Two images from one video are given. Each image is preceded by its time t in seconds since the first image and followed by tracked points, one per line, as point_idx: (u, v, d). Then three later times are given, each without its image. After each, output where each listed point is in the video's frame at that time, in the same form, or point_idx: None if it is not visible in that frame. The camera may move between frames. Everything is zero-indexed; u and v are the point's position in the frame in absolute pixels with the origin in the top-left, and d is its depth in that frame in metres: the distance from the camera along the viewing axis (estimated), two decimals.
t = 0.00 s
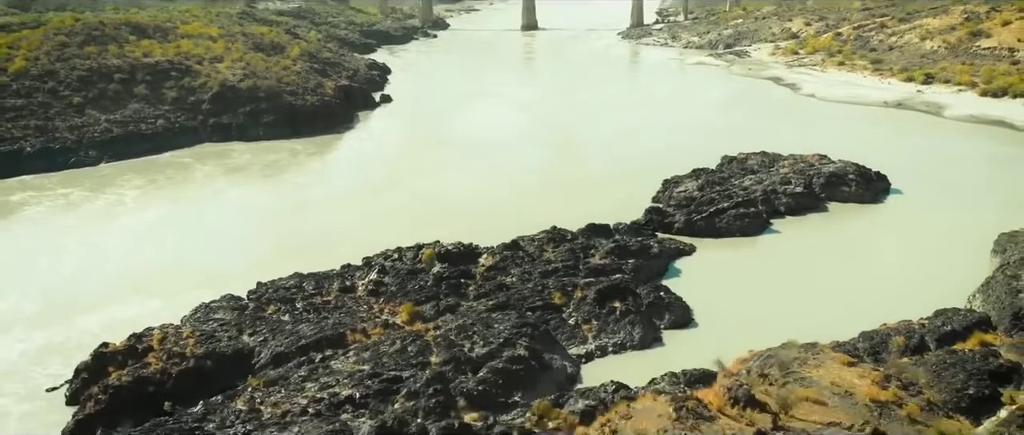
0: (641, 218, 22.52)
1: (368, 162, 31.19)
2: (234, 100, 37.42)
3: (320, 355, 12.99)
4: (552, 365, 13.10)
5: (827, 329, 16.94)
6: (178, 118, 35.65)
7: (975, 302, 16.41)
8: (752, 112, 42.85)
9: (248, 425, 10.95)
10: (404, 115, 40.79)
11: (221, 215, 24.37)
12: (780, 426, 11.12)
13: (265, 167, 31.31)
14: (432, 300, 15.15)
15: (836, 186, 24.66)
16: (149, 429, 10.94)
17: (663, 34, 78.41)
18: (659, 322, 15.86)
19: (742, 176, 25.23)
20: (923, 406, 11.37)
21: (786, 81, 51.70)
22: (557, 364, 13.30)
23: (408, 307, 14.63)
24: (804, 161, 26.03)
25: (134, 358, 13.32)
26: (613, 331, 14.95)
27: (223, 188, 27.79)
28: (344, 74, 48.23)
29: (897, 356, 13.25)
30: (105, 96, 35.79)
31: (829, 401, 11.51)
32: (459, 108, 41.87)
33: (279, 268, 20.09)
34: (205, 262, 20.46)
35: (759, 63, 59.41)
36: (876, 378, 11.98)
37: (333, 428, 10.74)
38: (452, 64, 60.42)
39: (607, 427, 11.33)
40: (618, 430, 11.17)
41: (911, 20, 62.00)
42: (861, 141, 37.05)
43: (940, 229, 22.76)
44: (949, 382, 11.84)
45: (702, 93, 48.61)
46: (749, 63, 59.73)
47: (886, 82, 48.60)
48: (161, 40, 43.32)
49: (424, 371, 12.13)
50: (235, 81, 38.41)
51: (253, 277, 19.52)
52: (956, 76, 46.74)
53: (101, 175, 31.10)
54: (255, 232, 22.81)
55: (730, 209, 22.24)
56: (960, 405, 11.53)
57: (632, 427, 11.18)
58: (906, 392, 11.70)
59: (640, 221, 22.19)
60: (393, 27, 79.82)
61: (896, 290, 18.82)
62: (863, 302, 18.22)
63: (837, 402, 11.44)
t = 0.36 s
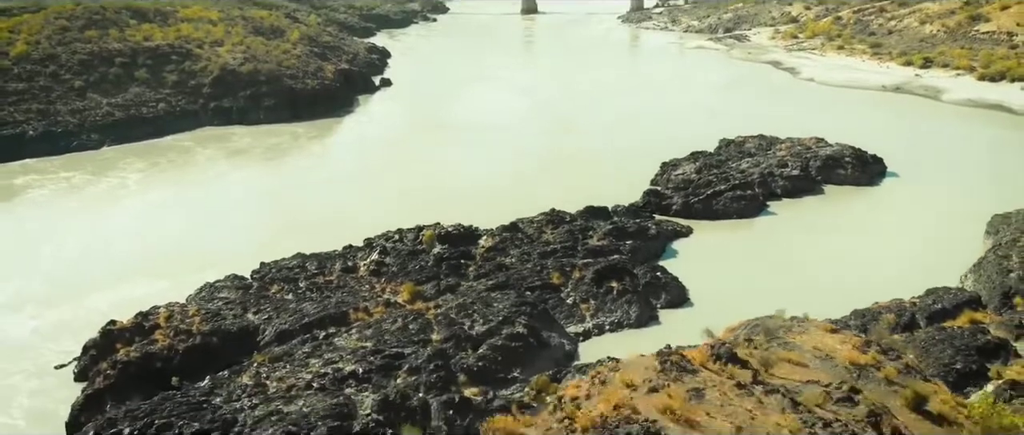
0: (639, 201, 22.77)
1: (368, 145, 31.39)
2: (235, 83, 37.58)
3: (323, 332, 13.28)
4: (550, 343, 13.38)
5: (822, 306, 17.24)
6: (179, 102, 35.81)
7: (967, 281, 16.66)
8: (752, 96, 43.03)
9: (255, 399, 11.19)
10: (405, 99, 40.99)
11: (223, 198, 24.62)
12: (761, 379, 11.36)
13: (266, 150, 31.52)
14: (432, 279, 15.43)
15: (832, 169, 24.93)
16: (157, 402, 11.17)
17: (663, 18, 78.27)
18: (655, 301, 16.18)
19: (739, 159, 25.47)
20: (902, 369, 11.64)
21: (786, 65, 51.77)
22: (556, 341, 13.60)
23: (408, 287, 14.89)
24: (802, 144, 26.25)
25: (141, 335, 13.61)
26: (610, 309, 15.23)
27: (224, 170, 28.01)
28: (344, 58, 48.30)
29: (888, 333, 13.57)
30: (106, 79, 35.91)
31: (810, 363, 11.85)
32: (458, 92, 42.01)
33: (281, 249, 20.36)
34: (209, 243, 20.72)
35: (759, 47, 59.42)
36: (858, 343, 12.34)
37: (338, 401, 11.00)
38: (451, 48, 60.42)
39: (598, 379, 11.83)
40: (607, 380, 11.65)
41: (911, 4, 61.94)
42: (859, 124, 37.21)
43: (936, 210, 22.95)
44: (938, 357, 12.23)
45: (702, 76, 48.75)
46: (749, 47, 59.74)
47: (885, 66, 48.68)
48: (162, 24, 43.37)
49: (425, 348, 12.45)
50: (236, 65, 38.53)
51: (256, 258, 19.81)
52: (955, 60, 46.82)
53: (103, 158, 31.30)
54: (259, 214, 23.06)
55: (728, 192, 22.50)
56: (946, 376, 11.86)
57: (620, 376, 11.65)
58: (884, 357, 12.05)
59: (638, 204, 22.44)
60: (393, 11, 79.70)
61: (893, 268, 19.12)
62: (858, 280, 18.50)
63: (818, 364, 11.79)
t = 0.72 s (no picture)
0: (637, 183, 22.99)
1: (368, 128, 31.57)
2: (235, 67, 37.72)
3: (326, 310, 13.53)
4: (548, 321, 13.63)
5: (816, 286, 17.55)
6: (181, 86, 35.94)
7: (960, 261, 16.93)
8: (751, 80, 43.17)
9: (260, 374, 11.45)
10: (405, 82, 41.15)
11: (226, 180, 24.87)
12: (744, 339, 12.34)
13: (267, 133, 31.72)
14: (433, 259, 15.68)
15: (829, 151, 25.17)
16: (165, 377, 11.38)
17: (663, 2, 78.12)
18: (652, 280, 16.49)
19: (737, 141, 25.69)
20: (880, 334, 12.59)
21: (785, 49, 51.83)
22: (554, 320, 13.84)
23: (408, 266, 15.13)
24: (799, 127, 26.46)
25: (148, 313, 13.87)
26: (608, 288, 15.48)
27: (226, 153, 28.21)
28: (344, 41, 48.37)
29: (881, 310, 13.91)
30: (108, 63, 35.98)
31: (793, 327, 12.92)
32: (457, 75, 42.11)
33: (284, 230, 20.61)
34: (214, 224, 20.99)
35: (758, 31, 59.41)
36: (839, 311, 13.40)
37: (341, 376, 11.23)
38: (451, 32, 60.38)
39: (589, 337, 12.91)
40: (598, 337, 12.72)
41: None
42: (857, 108, 37.36)
43: (933, 191, 23.14)
44: (927, 333, 12.60)
45: (702, 60, 48.84)
46: (749, 31, 59.71)
47: (884, 50, 48.74)
48: (162, 8, 43.36)
49: (426, 326, 12.72)
50: (236, 48, 38.63)
51: (259, 238, 20.11)
52: (954, 44, 46.89)
53: (105, 142, 31.46)
54: (261, 196, 23.30)
55: (725, 174, 22.74)
56: (932, 350, 12.27)
57: (610, 333, 12.71)
58: (865, 324, 13.03)
59: (637, 186, 22.66)
60: None
61: (888, 248, 19.44)
62: (854, 260, 18.83)
63: (801, 329, 12.87)
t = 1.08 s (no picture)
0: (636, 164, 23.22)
1: (368, 110, 31.75)
2: (236, 49, 37.84)
3: (330, 285, 13.83)
4: (547, 296, 13.94)
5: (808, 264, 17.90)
6: (182, 68, 36.06)
7: (951, 240, 17.22)
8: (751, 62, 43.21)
9: (265, 346, 11.77)
10: (405, 64, 41.19)
11: (229, 160, 25.14)
12: (727, 297, 13.08)
13: (268, 114, 31.91)
14: (434, 237, 15.93)
15: (826, 132, 25.39)
16: (173, 348, 11.69)
17: None
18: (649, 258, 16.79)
19: (735, 122, 25.90)
20: (860, 298, 13.40)
21: (784, 30, 51.83)
22: (552, 295, 14.16)
23: (410, 244, 15.39)
24: (796, 108, 26.63)
25: (155, 288, 14.17)
26: (605, 265, 15.79)
27: (227, 134, 28.42)
28: (344, 23, 48.33)
29: (871, 284, 14.51)
30: (108, 45, 36.04)
31: (777, 291, 13.73)
32: (457, 57, 42.19)
33: (285, 209, 20.87)
34: (216, 204, 21.22)
35: (758, 13, 59.32)
36: (822, 276, 14.28)
37: (345, 349, 11.55)
38: (451, 13, 60.27)
39: (581, 294, 13.32)
40: (588, 294, 13.15)
41: None
42: (854, 89, 37.51)
43: (929, 172, 23.37)
44: (914, 307, 13.20)
45: (701, 42, 48.84)
46: (749, 13, 59.61)
47: (883, 32, 48.77)
48: None
49: (427, 301, 12.99)
50: (236, 30, 38.70)
51: (261, 217, 20.38)
52: (952, 26, 46.89)
53: (107, 123, 31.64)
54: (263, 176, 23.53)
55: (722, 154, 22.97)
56: (913, 316, 13.00)
57: (603, 290, 13.16)
58: (847, 289, 13.84)
59: (635, 167, 22.89)
60: None
61: (883, 226, 19.73)
62: (847, 239, 19.14)
63: (784, 292, 13.72)
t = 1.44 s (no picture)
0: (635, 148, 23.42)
1: (367, 94, 31.83)
2: (236, 34, 37.95)
3: (332, 266, 14.04)
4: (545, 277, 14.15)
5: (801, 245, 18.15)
6: (182, 53, 36.13)
7: (945, 222, 17.36)
8: (750, 47, 43.16)
9: (270, 325, 11.99)
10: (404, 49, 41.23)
11: (230, 144, 25.33)
12: (716, 266, 13.41)
13: (268, 99, 32.01)
14: (434, 220, 16.11)
15: (823, 116, 25.56)
16: (179, 326, 11.93)
17: None
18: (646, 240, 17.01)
19: (733, 107, 26.06)
20: (846, 270, 13.81)
21: (784, 16, 51.80)
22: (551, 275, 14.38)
23: (411, 227, 15.55)
24: (794, 93, 26.75)
25: (160, 269, 14.43)
26: (604, 247, 16.00)
27: (228, 119, 28.56)
28: (344, 7, 48.33)
29: (865, 265, 14.80)
30: (109, 30, 36.09)
31: (765, 262, 14.17)
32: (456, 42, 42.23)
33: (285, 192, 21.02)
34: (217, 189, 21.32)
35: None
36: (809, 249, 14.68)
37: (348, 328, 11.77)
38: None
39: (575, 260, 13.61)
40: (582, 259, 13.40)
41: None
42: (852, 74, 37.59)
43: (926, 155, 23.47)
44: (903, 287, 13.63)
45: (701, 27, 48.80)
46: None
47: (883, 17, 48.78)
48: None
49: (428, 282, 13.20)
50: (236, 15, 38.85)
51: (261, 200, 20.55)
52: (952, 12, 46.89)
53: (109, 108, 31.73)
54: (263, 160, 23.69)
55: (720, 139, 23.16)
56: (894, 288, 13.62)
57: (595, 256, 13.41)
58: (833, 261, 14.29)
59: (634, 151, 23.07)
60: None
61: (879, 210, 19.87)
62: (842, 221, 19.35)
63: (772, 263, 14.15)
